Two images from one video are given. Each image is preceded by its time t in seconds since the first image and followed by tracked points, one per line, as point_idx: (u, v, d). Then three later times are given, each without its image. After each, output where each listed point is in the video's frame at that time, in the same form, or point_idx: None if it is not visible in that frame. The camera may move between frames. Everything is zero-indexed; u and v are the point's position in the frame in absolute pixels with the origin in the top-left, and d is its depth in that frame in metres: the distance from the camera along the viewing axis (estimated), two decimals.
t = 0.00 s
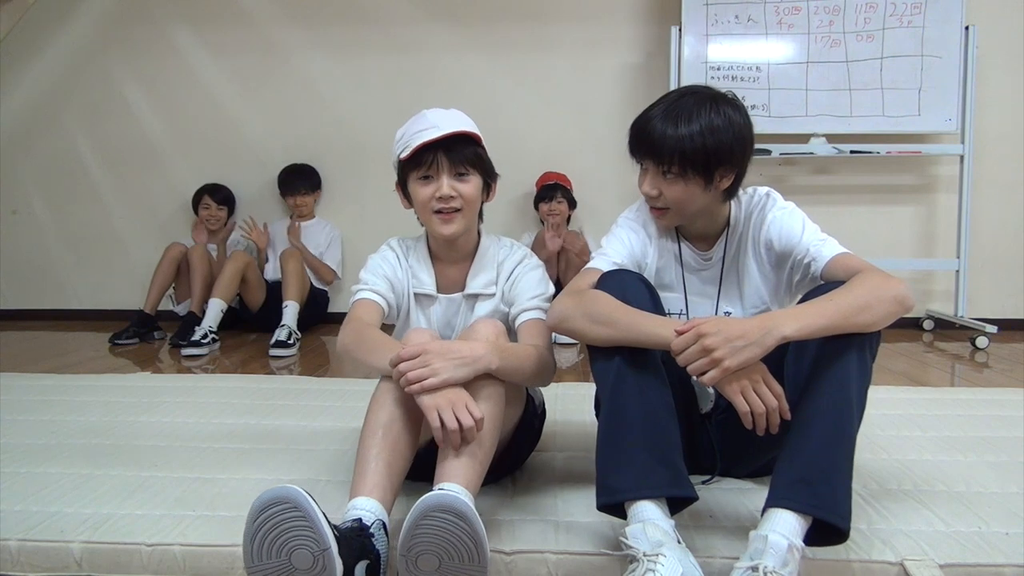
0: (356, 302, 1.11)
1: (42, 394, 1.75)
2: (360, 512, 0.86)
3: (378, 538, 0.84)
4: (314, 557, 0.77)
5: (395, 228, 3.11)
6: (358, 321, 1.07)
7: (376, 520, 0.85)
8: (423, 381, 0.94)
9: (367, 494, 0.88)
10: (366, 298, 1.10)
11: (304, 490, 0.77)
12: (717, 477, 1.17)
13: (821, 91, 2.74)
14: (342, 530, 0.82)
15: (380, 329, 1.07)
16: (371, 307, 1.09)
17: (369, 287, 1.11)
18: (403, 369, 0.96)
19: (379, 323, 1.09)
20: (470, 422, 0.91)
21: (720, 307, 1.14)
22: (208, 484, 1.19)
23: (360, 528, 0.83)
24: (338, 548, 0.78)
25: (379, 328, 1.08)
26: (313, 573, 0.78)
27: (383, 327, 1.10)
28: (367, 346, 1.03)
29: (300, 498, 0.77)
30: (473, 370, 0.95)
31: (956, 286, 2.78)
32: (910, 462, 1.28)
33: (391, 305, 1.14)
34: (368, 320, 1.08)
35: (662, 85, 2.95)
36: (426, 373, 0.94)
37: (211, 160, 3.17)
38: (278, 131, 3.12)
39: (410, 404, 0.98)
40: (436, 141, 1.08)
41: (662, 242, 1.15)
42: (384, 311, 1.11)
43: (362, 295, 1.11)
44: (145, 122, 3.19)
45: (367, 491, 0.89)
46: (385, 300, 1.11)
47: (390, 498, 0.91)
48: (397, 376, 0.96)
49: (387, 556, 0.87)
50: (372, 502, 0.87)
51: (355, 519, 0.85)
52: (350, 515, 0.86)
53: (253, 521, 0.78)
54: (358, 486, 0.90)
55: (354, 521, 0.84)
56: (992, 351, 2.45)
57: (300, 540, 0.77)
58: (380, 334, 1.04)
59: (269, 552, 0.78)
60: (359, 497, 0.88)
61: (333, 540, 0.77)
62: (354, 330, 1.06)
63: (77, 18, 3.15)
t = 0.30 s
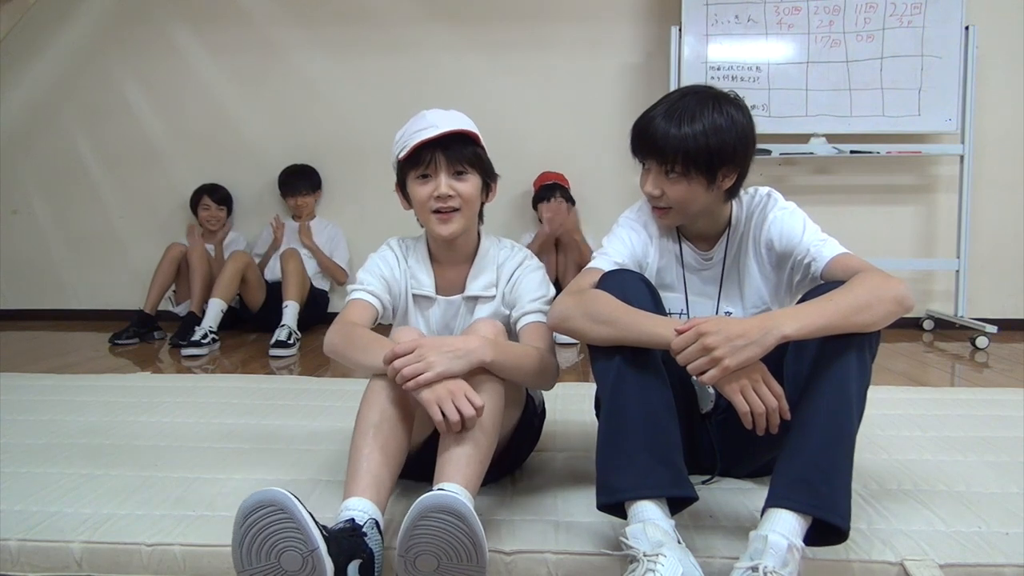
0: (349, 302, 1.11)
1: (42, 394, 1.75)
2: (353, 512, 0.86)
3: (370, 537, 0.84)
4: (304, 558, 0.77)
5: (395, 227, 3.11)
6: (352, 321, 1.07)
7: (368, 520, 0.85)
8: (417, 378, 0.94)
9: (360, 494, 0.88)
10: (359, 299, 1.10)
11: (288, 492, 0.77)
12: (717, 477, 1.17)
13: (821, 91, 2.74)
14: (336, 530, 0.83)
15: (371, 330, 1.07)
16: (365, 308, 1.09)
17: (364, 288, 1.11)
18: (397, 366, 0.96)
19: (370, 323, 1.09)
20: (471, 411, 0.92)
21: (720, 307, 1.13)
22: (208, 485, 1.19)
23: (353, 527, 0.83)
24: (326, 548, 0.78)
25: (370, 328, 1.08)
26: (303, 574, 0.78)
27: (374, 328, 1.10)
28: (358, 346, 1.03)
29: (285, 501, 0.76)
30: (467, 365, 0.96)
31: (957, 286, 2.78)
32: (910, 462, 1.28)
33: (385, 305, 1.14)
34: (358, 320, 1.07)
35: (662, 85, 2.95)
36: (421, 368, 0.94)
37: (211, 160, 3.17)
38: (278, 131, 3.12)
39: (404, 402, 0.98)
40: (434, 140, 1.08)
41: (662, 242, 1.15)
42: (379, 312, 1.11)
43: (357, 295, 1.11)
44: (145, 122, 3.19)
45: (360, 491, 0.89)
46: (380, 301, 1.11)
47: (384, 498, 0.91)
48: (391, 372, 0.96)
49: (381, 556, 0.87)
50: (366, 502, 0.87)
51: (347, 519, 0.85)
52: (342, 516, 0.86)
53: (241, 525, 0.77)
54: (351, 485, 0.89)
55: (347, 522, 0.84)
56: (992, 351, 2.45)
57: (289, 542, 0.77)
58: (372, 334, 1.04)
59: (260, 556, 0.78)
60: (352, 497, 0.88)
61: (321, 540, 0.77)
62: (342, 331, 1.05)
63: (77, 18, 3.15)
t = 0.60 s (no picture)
0: (345, 301, 1.11)
1: (42, 394, 1.75)
2: (347, 512, 0.86)
3: (364, 536, 0.84)
4: (294, 559, 0.77)
5: (395, 227, 3.11)
6: (346, 321, 1.08)
7: (362, 520, 0.86)
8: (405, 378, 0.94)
9: (354, 494, 0.88)
10: (355, 298, 1.10)
11: (276, 494, 0.76)
12: (717, 477, 1.17)
13: (821, 91, 2.74)
14: (329, 531, 0.82)
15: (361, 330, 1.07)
16: (361, 307, 1.10)
17: (360, 288, 1.11)
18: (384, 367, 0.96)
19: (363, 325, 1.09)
20: (461, 408, 0.92)
21: (721, 307, 1.14)
22: (208, 485, 1.19)
23: (346, 528, 0.83)
24: (317, 548, 0.78)
25: (363, 329, 1.08)
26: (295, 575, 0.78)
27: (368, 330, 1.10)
28: (348, 346, 1.03)
29: (272, 504, 0.76)
30: (456, 363, 0.96)
31: (957, 286, 2.78)
32: (910, 462, 1.28)
33: (382, 305, 1.14)
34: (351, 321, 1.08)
35: (662, 85, 2.95)
36: (408, 367, 0.94)
37: (211, 160, 3.17)
38: (278, 131, 3.12)
39: (393, 402, 0.98)
40: (421, 145, 1.08)
41: (664, 241, 1.15)
42: (375, 313, 1.11)
43: (353, 295, 1.11)
44: (145, 122, 3.19)
45: (353, 491, 0.89)
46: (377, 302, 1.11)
47: (377, 498, 0.91)
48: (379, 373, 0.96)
49: (376, 555, 0.86)
50: (359, 503, 0.87)
51: (341, 520, 0.85)
52: (336, 516, 0.86)
53: (230, 527, 0.78)
54: (344, 486, 0.89)
55: (340, 522, 0.84)
56: (992, 351, 2.45)
57: (279, 544, 0.77)
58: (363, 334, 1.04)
59: (252, 557, 0.78)
60: (344, 499, 0.88)
61: (310, 541, 0.77)
62: (332, 331, 1.06)
63: (77, 18, 3.15)
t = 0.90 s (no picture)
0: (344, 292, 1.11)
1: (42, 394, 1.75)
2: (343, 512, 0.86)
3: (361, 536, 0.85)
4: (289, 559, 0.77)
5: (395, 227, 3.11)
6: (342, 313, 1.08)
7: (358, 519, 0.86)
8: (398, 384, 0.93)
9: (350, 495, 0.88)
10: (354, 290, 1.11)
11: (266, 495, 0.76)
12: (717, 477, 1.17)
13: (821, 91, 2.74)
14: (325, 531, 0.82)
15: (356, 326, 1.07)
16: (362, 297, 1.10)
17: (360, 279, 1.11)
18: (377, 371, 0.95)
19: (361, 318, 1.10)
20: (453, 416, 0.91)
21: (723, 308, 1.13)
22: (208, 485, 1.19)
23: (342, 528, 0.84)
24: (311, 547, 0.77)
25: (359, 321, 1.08)
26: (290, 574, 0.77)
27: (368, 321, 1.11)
28: (343, 346, 1.03)
29: (264, 504, 0.76)
30: (449, 366, 0.96)
31: (957, 286, 2.78)
32: (910, 462, 1.28)
33: (382, 298, 1.14)
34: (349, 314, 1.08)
35: (662, 85, 2.95)
36: (400, 372, 0.94)
37: (211, 160, 3.17)
38: (278, 130, 3.12)
39: (387, 404, 0.98)
40: (418, 146, 1.07)
41: (665, 242, 1.14)
42: (376, 303, 1.11)
43: (352, 286, 1.11)
44: (145, 122, 3.19)
45: (350, 492, 0.89)
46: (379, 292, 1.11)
47: (373, 498, 0.91)
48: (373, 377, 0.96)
49: (373, 556, 0.86)
50: (356, 503, 0.87)
51: (337, 520, 0.85)
52: (333, 517, 0.86)
53: (224, 530, 0.78)
54: (340, 487, 0.89)
55: (336, 523, 0.84)
56: (992, 351, 2.45)
57: (273, 543, 0.77)
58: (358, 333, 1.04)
59: (247, 559, 0.78)
60: (342, 499, 0.88)
61: (304, 539, 0.76)
62: (329, 328, 1.06)
63: (77, 17, 3.15)
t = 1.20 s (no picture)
0: (337, 300, 1.11)
1: (43, 394, 1.75)
2: (340, 513, 0.86)
3: (358, 536, 0.84)
4: (284, 560, 0.77)
5: (395, 227, 3.11)
6: (335, 321, 1.07)
7: (356, 519, 0.86)
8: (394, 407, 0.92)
9: (348, 495, 0.88)
10: (348, 297, 1.10)
11: (259, 496, 0.76)
12: (717, 477, 1.17)
13: (821, 91, 2.74)
14: (322, 532, 0.83)
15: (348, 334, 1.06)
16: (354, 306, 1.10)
17: (354, 287, 1.11)
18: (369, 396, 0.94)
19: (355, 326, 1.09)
20: (456, 428, 0.91)
21: (724, 307, 1.13)
22: (208, 484, 1.19)
23: (339, 529, 0.84)
24: (307, 547, 0.77)
25: (351, 328, 1.08)
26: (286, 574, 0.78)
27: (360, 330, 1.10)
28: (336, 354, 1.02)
29: (258, 506, 0.76)
30: (446, 379, 0.95)
31: (957, 286, 2.78)
32: (910, 462, 1.28)
33: (377, 303, 1.14)
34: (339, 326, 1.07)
35: (662, 85, 2.95)
36: (395, 395, 0.92)
37: (212, 160, 3.17)
38: (278, 130, 3.12)
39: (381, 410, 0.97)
40: (424, 141, 1.08)
41: (665, 241, 1.14)
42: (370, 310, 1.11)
43: (347, 293, 1.11)
44: (145, 122, 3.19)
45: (347, 492, 0.89)
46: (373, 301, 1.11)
47: (371, 499, 0.91)
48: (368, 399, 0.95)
49: (372, 555, 0.86)
50: (354, 503, 0.87)
51: (335, 520, 0.85)
52: (330, 517, 0.86)
53: (218, 531, 0.78)
54: (338, 488, 0.89)
55: (333, 523, 0.84)
56: (992, 351, 2.45)
57: (268, 544, 0.77)
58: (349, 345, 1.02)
59: (242, 560, 0.78)
60: (340, 500, 0.88)
61: (299, 539, 0.76)
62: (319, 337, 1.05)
63: (78, 17, 3.15)
